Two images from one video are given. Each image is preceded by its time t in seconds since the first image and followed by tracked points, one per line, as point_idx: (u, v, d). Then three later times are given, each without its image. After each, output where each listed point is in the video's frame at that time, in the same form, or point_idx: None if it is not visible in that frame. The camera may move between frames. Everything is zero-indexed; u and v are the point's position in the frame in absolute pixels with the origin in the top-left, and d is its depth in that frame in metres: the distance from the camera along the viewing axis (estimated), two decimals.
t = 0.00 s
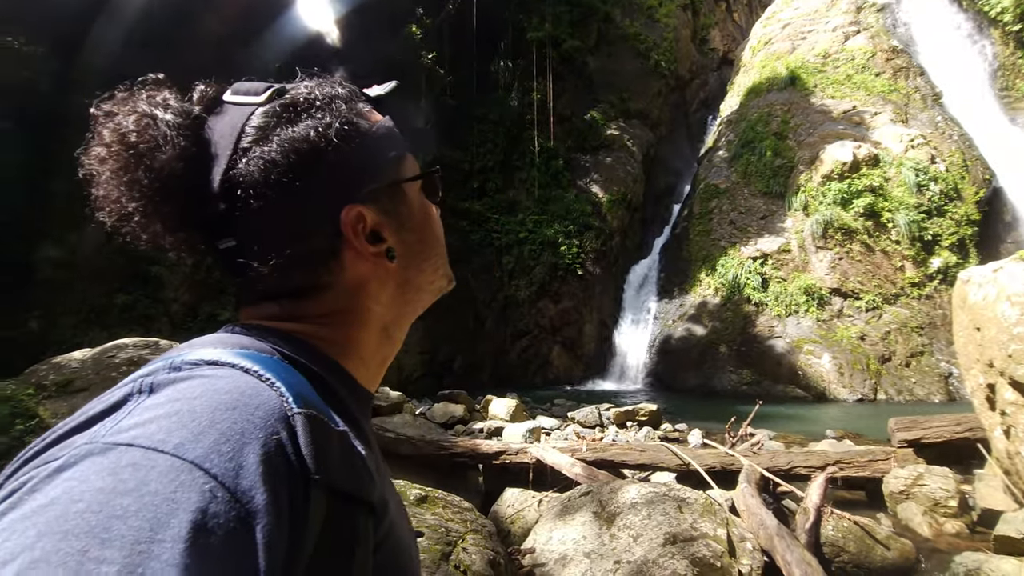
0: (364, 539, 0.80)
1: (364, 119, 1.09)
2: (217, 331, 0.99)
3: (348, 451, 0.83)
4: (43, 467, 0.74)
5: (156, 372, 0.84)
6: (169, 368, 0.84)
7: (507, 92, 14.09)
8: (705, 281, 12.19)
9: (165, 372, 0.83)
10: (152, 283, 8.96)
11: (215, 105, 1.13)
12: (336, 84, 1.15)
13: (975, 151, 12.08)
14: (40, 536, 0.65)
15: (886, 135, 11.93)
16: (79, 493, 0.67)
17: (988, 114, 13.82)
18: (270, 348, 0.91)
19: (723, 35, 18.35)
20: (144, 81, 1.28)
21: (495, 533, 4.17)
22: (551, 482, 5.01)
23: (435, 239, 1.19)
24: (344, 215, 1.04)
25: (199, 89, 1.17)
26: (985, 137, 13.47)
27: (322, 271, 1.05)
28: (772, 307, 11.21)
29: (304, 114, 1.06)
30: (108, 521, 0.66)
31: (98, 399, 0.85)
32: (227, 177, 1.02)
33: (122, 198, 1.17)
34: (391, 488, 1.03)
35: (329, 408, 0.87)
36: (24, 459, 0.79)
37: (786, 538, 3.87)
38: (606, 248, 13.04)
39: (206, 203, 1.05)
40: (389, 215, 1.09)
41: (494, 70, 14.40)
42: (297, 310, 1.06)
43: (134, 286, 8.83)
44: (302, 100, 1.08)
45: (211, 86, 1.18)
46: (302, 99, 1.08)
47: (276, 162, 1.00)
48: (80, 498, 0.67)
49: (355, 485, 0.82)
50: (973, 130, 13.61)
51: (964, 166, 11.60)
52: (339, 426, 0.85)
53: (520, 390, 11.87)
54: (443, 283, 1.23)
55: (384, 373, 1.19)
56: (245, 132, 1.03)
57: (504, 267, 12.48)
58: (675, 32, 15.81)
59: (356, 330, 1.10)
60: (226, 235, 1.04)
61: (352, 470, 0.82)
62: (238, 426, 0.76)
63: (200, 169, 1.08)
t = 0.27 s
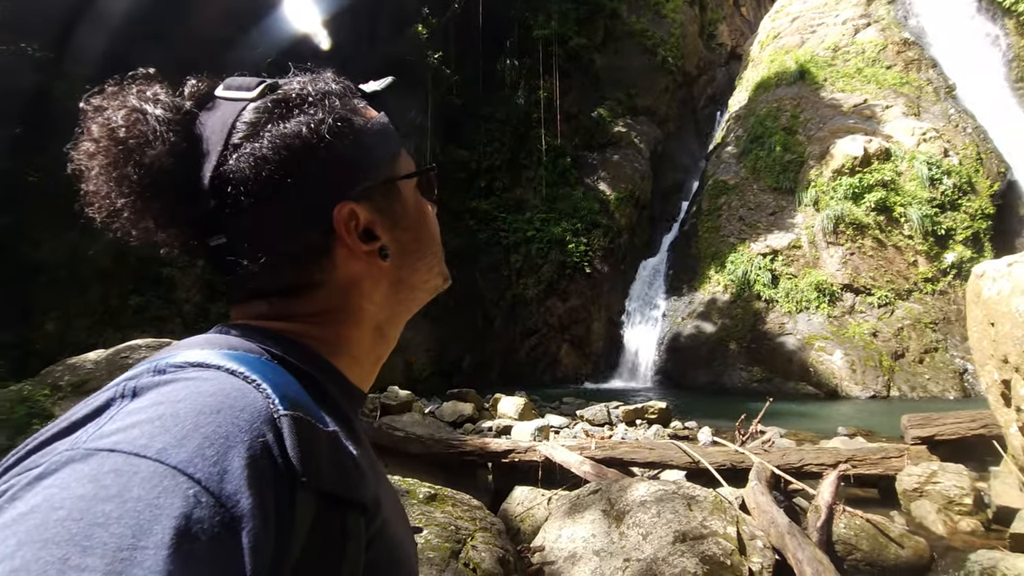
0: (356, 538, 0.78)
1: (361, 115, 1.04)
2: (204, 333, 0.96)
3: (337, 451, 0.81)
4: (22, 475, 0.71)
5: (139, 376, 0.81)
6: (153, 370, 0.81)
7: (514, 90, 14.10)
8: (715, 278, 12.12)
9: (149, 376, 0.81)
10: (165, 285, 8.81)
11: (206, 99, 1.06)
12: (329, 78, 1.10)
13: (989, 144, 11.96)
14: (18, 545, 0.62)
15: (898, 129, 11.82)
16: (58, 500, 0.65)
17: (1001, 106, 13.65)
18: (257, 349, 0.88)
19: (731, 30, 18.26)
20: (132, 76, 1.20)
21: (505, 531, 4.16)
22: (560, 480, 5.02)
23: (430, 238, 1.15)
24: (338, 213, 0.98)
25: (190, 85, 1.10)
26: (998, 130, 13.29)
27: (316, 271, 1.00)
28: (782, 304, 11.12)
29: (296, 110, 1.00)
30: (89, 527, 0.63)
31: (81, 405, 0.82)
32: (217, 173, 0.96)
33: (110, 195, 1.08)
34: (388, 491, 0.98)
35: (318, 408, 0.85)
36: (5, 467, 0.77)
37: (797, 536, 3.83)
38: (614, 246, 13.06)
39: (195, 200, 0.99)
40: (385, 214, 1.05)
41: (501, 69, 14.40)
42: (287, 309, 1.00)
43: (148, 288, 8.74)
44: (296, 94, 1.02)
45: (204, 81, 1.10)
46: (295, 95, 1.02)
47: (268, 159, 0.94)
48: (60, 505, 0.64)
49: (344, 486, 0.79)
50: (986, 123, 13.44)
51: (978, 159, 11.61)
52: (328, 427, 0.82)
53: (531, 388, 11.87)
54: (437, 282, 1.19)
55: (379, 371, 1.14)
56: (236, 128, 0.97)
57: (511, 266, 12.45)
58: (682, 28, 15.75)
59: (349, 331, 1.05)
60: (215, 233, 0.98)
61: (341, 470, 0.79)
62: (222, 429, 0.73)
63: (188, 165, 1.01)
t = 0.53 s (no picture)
0: (360, 534, 0.79)
1: (359, 111, 1.05)
2: (204, 330, 0.97)
3: (339, 447, 0.81)
4: (24, 473, 0.72)
5: (139, 374, 0.81)
6: (153, 369, 0.82)
7: (518, 91, 14.10)
8: (721, 277, 12.06)
9: (149, 374, 0.81)
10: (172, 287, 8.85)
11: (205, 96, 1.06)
12: (328, 73, 1.10)
13: (997, 139, 11.86)
14: (19, 544, 0.63)
15: (904, 125, 11.74)
16: (58, 499, 0.65)
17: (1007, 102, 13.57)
18: (258, 347, 0.89)
19: (735, 28, 18.20)
20: (130, 73, 1.20)
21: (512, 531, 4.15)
22: (567, 480, 5.03)
23: (430, 233, 1.15)
24: (336, 208, 0.99)
25: (187, 80, 1.10)
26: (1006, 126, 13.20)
27: (315, 268, 1.01)
28: (789, 302, 11.06)
29: (293, 105, 1.00)
30: (90, 526, 0.64)
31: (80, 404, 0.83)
32: (213, 170, 0.96)
33: (108, 193, 1.09)
34: (391, 486, 0.99)
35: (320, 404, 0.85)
36: (6, 464, 0.77)
37: (806, 535, 3.81)
38: (619, 245, 13.02)
39: (193, 197, 0.99)
40: (385, 210, 1.05)
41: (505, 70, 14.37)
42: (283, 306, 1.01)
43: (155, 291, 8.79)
44: (293, 89, 1.02)
45: (201, 76, 1.11)
46: (291, 90, 1.02)
47: (264, 155, 0.95)
48: (60, 504, 0.65)
49: (347, 482, 0.80)
50: (993, 118, 13.34)
51: (986, 155, 11.52)
52: (330, 423, 0.83)
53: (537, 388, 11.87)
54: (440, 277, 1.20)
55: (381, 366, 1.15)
56: (232, 124, 0.98)
57: (517, 266, 12.46)
58: (685, 26, 15.72)
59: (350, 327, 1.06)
60: (215, 231, 0.98)
61: (343, 466, 0.80)
62: (222, 427, 0.74)
63: (186, 161, 1.01)
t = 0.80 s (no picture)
0: (359, 530, 0.80)
1: (361, 113, 1.05)
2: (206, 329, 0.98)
3: (339, 443, 0.82)
4: (28, 468, 0.73)
5: (141, 371, 0.83)
6: (155, 366, 0.83)
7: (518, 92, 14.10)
8: (721, 277, 12.05)
9: (151, 371, 0.82)
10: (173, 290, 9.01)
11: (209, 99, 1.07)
12: (331, 76, 1.11)
13: (998, 139, 11.85)
14: (25, 537, 0.64)
15: (904, 125, 11.74)
16: (63, 493, 0.67)
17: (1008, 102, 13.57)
18: (258, 345, 0.90)
19: (735, 29, 18.19)
20: (136, 74, 1.21)
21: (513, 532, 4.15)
22: (568, 480, 5.04)
23: (430, 236, 1.16)
24: (334, 210, 1.00)
25: (192, 81, 1.11)
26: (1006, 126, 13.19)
27: (314, 269, 1.01)
28: (790, 303, 11.05)
29: (294, 108, 1.01)
30: (94, 519, 0.65)
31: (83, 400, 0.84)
32: (213, 171, 0.97)
33: (113, 191, 1.10)
34: (392, 484, 1.00)
35: (319, 401, 0.86)
36: (11, 459, 0.78)
37: (807, 535, 3.81)
38: (620, 246, 13.01)
39: (194, 197, 1.00)
40: (383, 213, 1.06)
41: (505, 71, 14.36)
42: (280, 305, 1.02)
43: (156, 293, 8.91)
44: (294, 92, 1.03)
45: (206, 78, 1.11)
46: (293, 92, 1.03)
47: (264, 157, 0.95)
48: (64, 498, 0.66)
49: (346, 477, 0.80)
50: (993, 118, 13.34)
51: (987, 155, 11.49)
52: (330, 419, 0.84)
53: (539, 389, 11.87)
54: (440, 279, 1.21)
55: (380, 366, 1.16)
56: (234, 126, 0.98)
57: (518, 267, 12.46)
58: (685, 27, 15.73)
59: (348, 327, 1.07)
60: (213, 231, 0.99)
61: (343, 461, 0.81)
62: (224, 422, 0.75)
63: (188, 161, 1.02)
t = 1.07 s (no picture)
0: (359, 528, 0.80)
1: (358, 115, 1.01)
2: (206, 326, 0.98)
3: (338, 441, 0.82)
4: (23, 464, 0.73)
5: (137, 368, 0.83)
6: (151, 362, 0.83)
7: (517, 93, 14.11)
8: (721, 278, 12.04)
9: (147, 368, 0.82)
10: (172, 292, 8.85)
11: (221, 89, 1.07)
12: (343, 78, 1.08)
13: (997, 140, 11.88)
14: (16, 534, 0.64)
15: (903, 126, 11.75)
16: (56, 490, 0.66)
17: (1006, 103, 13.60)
18: (256, 342, 0.90)
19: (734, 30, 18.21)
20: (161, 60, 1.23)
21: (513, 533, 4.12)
22: (568, 482, 5.05)
23: (426, 249, 1.11)
24: (306, 210, 0.97)
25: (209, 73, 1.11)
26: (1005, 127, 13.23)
27: (292, 266, 0.99)
28: (789, 304, 11.06)
29: (291, 105, 0.99)
30: (85, 516, 0.65)
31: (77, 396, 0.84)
32: (205, 161, 0.98)
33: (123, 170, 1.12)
34: (395, 481, 1.00)
35: (318, 398, 0.86)
36: (6, 455, 0.78)
37: (808, 536, 3.81)
38: (620, 247, 13.02)
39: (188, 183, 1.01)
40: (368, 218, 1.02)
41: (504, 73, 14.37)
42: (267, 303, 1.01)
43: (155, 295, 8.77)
44: (296, 89, 1.01)
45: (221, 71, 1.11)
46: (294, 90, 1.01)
47: (249, 151, 0.95)
48: (56, 495, 0.66)
49: (344, 475, 0.81)
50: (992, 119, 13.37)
51: (985, 156, 11.52)
52: (329, 416, 0.84)
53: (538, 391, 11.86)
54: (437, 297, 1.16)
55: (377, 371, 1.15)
56: (230, 118, 0.98)
57: (518, 268, 12.46)
58: (684, 29, 15.76)
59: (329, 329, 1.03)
60: (204, 218, 1.01)
61: (340, 460, 0.81)
62: (218, 420, 0.74)
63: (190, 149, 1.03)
